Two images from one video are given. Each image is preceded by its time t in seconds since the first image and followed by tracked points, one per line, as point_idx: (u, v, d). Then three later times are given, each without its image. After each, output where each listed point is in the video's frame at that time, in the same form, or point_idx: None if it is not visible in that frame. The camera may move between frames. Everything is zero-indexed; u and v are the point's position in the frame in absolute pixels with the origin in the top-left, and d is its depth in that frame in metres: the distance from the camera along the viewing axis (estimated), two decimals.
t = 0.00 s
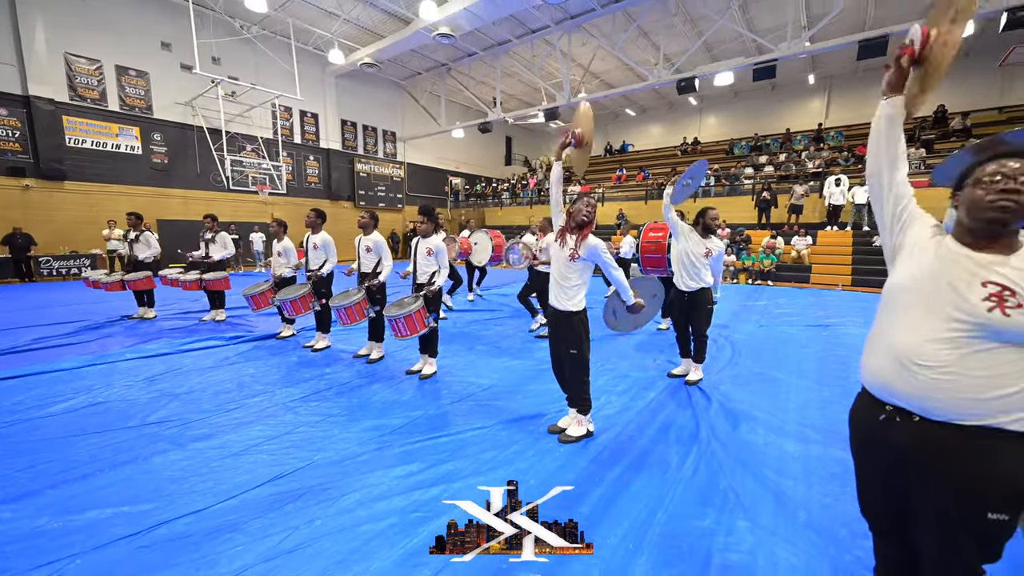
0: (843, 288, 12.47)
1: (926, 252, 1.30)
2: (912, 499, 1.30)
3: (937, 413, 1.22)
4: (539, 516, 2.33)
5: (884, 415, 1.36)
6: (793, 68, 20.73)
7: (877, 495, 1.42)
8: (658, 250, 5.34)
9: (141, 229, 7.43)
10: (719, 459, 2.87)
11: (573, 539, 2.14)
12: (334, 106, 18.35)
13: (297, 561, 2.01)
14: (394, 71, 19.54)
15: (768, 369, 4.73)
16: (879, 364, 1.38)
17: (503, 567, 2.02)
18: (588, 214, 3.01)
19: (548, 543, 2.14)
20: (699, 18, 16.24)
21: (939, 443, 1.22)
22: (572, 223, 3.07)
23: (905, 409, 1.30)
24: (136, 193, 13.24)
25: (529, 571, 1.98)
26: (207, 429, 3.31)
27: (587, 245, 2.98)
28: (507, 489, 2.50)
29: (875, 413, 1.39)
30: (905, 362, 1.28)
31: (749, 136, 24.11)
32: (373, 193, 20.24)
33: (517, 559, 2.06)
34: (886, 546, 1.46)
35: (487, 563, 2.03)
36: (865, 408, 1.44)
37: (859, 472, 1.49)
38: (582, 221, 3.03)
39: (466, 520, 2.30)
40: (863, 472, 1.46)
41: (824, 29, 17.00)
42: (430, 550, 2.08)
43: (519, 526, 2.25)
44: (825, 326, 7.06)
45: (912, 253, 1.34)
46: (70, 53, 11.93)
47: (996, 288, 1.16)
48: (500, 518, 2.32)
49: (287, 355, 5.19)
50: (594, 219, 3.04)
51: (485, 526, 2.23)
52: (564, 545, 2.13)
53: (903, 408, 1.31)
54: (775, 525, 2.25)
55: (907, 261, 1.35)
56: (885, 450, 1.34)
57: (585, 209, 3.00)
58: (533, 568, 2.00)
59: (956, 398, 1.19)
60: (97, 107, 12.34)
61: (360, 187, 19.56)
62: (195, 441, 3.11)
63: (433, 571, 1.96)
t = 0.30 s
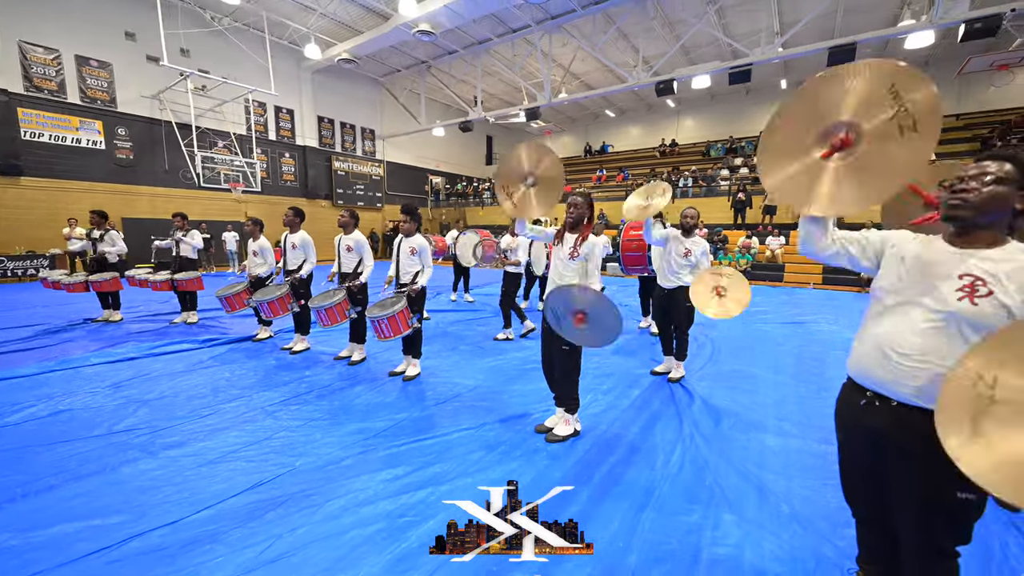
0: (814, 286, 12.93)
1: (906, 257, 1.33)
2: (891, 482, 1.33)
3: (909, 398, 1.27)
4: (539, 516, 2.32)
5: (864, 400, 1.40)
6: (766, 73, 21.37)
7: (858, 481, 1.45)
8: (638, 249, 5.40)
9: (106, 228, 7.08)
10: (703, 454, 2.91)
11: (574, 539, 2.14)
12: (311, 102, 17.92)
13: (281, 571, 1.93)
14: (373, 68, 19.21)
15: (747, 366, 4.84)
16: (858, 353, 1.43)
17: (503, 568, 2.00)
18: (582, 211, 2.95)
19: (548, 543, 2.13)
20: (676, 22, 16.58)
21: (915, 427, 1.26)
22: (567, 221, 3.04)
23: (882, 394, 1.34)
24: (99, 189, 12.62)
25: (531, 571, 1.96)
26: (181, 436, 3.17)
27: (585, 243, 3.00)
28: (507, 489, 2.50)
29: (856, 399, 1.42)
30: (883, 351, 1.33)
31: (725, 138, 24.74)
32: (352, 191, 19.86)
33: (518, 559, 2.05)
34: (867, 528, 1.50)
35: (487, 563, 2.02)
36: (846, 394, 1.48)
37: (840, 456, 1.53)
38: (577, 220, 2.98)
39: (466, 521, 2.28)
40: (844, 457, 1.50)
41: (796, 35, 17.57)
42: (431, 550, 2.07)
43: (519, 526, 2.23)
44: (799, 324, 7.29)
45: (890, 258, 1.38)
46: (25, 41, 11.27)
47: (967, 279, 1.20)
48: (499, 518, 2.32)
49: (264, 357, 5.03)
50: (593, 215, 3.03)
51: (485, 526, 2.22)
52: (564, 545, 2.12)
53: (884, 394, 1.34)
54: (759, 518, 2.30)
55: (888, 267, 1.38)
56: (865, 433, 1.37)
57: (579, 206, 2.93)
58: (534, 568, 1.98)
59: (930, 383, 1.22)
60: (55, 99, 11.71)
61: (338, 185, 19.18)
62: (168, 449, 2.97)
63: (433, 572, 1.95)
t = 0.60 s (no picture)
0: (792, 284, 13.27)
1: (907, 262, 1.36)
2: (899, 483, 1.34)
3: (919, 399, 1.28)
4: (540, 515, 2.31)
5: (873, 400, 1.41)
6: (744, 76, 21.84)
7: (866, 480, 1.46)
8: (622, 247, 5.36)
9: (72, 228, 6.70)
10: (695, 454, 2.91)
11: (574, 539, 2.12)
12: (289, 99, 17.49)
13: None
14: (353, 64, 18.87)
15: (733, 364, 4.89)
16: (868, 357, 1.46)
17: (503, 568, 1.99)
18: (575, 207, 2.93)
19: (548, 543, 2.12)
20: (657, 23, 16.81)
21: (924, 427, 1.27)
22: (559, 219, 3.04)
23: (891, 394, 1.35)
24: (62, 187, 12.01)
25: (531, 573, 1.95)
26: (154, 448, 3.00)
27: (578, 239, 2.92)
28: (506, 488, 2.49)
29: (867, 400, 1.43)
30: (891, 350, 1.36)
31: (704, 139, 25.19)
32: (332, 190, 19.47)
33: (519, 559, 2.04)
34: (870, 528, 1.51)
35: (489, 563, 2.01)
36: (855, 394, 1.49)
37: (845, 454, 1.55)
38: (569, 217, 2.96)
39: (466, 521, 2.27)
40: (851, 457, 1.51)
41: (772, 39, 18.02)
42: (431, 550, 2.05)
43: (519, 526, 2.22)
44: (780, 321, 7.43)
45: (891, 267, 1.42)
46: None
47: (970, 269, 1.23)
48: (499, 518, 2.30)
49: (242, 362, 4.83)
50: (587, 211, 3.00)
51: (485, 526, 2.21)
52: (564, 545, 2.11)
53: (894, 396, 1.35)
54: (754, 518, 2.30)
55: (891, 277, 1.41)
56: (873, 433, 1.39)
57: (570, 202, 2.91)
58: (536, 568, 1.97)
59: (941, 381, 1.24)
60: (13, 92, 11.08)
61: (318, 184, 18.77)
62: (139, 462, 2.80)
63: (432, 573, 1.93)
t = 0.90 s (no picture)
0: (769, 284, 13.56)
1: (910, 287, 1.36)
2: (912, 510, 1.30)
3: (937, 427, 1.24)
4: (540, 514, 2.39)
5: (884, 426, 1.36)
6: (720, 79, 22.28)
7: (874, 508, 1.41)
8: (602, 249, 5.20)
9: (21, 232, 6.24)
10: (686, 467, 2.84)
11: (574, 539, 2.19)
12: (262, 95, 16.93)
13: None
14: (330, 61, 18.40)
15: (717, 368, 4.88)
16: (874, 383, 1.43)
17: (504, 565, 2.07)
18: (562, 212, 2.81)
19: (548, 543, 2.18)
20: (636, 26, 16.97)
21: (943, 455, 1.22)
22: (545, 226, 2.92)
23: (906, 422, 1.31)
24: (14, 186, 11.28)
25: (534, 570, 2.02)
26: (107, 476, 2.75)
27: (564, 249, 2.80)
28: (506, 489, 2.56)
29: (876, 426, 1.38)
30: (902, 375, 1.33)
31: (683, 141, 25.58)
32: (308, 190, 18.93)
33: (518, 557, 2.11)
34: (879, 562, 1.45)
35: (488, 562, 2.07)
36: (862, 419, 1.45)
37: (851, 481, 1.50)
38: (556, 223, 2.85)
39: (466, 521, 2.34)
40: (860, 485, 1.45)
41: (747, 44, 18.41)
42: (432, 552, 2.10)
43: (519, 526, 2.29)
44: (760, 323, 7.52)
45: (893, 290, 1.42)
46: None
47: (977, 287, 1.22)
48: (500, 517, 2.38)
49: (209, 375, 4.56)
50: (576, 216, 2.88)
51: (485, 526, 2.28)
52: (564, 544, 2.18)
53: (908, 423, 1.31)
54: (750, 536, 2.23)
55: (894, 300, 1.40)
56: (885, 461, 1.34)
57: (557, 207, 2.79)
58: (535, 568, 2.03)
59: (956, 406, 1.21)
60: None
61: (293, 184, 18.21)
62: (89, 494, 2.56)
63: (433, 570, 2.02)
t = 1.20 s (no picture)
0: (730, 284, 14.03)
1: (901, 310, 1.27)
2: (901, 541, 1.25)
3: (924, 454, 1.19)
4: (539, 515, 2.46)
5: (873, 454, 1.30)
6: (683, 84, 22.91)
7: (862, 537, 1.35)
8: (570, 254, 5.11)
9: None
10: (664, 483, 2.76)
11: (573, 540, 2.27)
12: (212, 87, 15.88)
13: None
14: (287, 53, 17.52)
15: (688, 374, 4.89)
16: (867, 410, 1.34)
17: (505, 565, 2.13)
18: (536, 221, 2.68)
19: (548, 543, 2.26)
20: (603, 29, 17.19)
21: (932, 484, 1.17)
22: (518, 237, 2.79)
23: (897, 449, 1.24)
24: None
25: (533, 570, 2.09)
26: (16, 525, 2.36)
27: (535, 257, 2.67)
28: (506, 490, 2.64)
29: (865, 452, 1.32)
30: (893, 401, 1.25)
31: (648, 144, 26.19)
32: (265, 187, 17.96)
33: (519, 559, 2.17)
34: None
35: (488, 561, 2.15)
36: (850, 444, 1.39)
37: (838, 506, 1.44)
38: (530, 233, 2.71)
39: (466, 521, 2.43)
40: (847, 511, 1.40)
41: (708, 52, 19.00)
42: (431, 550, 2.20)
43: (519, 527, 2.37)
44: (726, 324, 7.68)
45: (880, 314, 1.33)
46: None
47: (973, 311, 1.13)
48: (499, 518, 2.44)
49: (148, 396, 4.11)
50: (551, 226, 2.74)
51: (485, 526, 2.36)
52: (564, 545, 2.25)
53: (897, 450, 1.25)
54: (730, 555, 2.18)
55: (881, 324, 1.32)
56: (875, 489, 1.28)
57: (531, 217, 2.66)
58: (535, 567, 2.10)
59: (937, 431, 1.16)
60: None
61: (248, 181, 17.23)
62: None
63: (435, 569, 2.09)
